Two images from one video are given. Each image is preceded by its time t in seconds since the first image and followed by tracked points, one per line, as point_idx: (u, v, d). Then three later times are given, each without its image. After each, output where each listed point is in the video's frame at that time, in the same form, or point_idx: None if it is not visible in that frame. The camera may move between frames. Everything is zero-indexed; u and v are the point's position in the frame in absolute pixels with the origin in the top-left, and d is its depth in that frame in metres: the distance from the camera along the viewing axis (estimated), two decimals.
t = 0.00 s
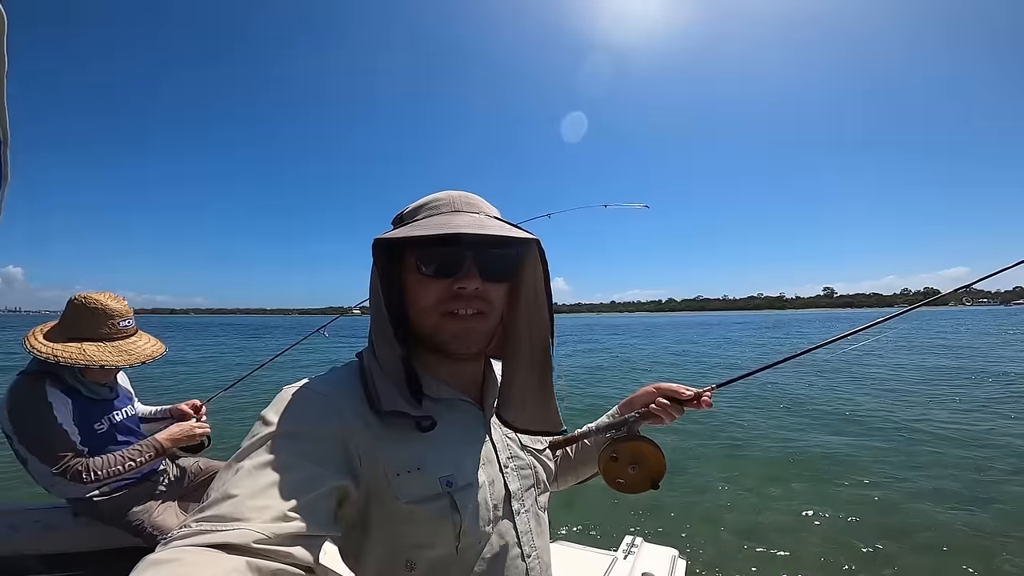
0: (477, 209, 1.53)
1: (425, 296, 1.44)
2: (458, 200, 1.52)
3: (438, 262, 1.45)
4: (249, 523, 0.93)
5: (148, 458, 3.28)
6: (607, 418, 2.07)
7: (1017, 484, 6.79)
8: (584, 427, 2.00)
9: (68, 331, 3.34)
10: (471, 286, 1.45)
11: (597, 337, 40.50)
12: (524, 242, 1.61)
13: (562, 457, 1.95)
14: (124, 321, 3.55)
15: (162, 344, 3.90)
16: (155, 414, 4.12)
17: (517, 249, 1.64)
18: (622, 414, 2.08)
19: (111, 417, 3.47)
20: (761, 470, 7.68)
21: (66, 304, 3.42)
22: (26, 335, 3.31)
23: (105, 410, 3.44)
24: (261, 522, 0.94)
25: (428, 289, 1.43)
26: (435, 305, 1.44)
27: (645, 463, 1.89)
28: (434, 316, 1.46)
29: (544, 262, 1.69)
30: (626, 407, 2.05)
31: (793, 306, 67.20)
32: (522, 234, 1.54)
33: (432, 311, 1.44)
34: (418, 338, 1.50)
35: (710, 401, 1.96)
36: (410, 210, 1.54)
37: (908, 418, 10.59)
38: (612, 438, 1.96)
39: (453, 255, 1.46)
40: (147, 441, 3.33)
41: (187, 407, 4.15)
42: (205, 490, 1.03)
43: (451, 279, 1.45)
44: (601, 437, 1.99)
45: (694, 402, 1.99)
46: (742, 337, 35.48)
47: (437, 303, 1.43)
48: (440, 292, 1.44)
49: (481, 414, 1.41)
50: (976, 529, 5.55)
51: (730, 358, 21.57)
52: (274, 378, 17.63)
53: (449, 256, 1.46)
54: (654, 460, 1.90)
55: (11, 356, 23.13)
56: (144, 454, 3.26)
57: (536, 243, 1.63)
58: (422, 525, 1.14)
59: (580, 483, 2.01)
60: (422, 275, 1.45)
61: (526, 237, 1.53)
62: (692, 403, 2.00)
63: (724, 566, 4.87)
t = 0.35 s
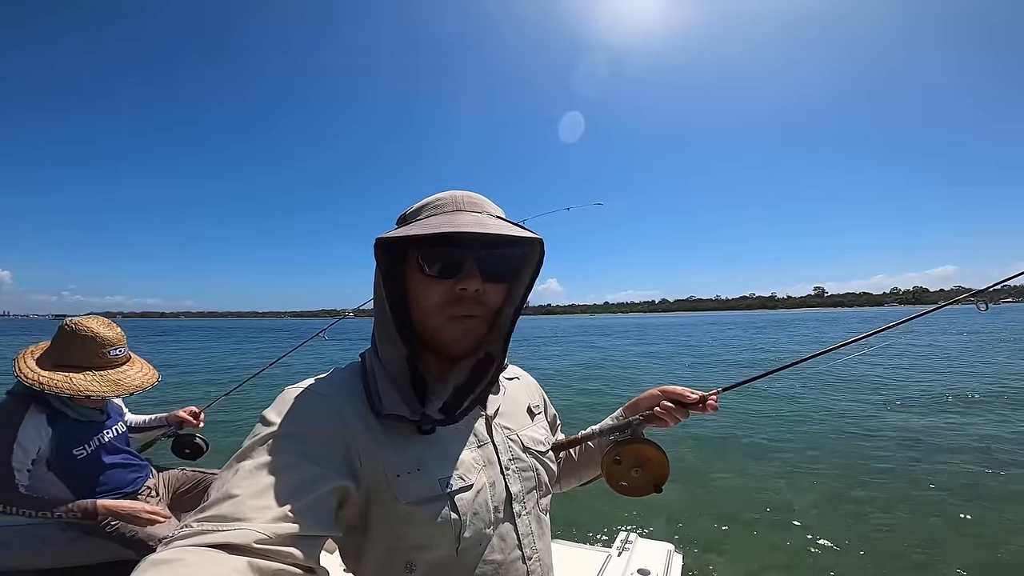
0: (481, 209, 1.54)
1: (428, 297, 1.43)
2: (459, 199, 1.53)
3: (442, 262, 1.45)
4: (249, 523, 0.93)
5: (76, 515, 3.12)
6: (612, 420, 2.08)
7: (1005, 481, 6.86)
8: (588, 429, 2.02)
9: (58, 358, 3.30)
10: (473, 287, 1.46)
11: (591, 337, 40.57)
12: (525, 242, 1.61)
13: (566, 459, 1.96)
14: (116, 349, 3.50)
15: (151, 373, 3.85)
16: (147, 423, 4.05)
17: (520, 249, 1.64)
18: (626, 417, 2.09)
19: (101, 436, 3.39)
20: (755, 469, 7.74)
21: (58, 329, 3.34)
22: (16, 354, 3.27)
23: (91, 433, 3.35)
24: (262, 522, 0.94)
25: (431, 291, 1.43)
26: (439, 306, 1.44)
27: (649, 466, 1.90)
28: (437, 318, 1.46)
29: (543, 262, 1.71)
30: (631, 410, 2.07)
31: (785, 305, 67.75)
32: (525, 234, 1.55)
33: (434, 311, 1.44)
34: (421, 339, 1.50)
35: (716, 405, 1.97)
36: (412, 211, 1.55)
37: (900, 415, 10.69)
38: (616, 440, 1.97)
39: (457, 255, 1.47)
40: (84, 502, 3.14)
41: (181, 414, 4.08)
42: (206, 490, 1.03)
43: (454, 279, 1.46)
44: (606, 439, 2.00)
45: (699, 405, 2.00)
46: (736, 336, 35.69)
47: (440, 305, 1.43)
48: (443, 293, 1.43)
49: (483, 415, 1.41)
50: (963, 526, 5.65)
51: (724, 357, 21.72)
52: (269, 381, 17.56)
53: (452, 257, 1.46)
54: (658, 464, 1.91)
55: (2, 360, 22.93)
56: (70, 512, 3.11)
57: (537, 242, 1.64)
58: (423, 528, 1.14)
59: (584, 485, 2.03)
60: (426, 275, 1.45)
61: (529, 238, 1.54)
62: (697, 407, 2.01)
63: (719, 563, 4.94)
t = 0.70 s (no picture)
0: (490, 207, 1.53)
1: (449, 294, 1.43)
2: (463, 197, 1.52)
3: (461, 260, 1.44)
4: (249, 523, 0.93)
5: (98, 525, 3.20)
6: (612, 420, 2.06)
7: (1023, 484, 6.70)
8: (589, 428, 2.00)
9: (97, 364, 3.42)
10: (494, 285, 1.46)
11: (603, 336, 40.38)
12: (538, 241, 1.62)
13: (566, 459, 1.94)
14: (156, 357, 3.64)
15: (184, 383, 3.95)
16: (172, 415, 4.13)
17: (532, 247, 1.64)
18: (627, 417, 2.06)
19: (116, 439, 3.46)
20: (767, 471, 7.62)
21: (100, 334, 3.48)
22: (50, 355, 3.33)
23: (110, 436, 3.42)
24: (261, 521, 0.94)
25: (452, 287, 1.43)
26: (460, 303, 1.44)
27: (649, 466, 1.88)
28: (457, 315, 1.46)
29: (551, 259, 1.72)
30: (631, 410, 2.04)
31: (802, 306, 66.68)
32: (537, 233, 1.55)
33: (455, 308, 1.44)
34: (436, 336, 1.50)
35: (717, 406, 1.93)
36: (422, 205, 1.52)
37: (915, 416, 10.48)
38: (616, 440, 1.95)
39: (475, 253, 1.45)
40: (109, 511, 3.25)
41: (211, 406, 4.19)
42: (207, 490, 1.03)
43: (472, 277, 1.45)
44: (606, 439, 1.98)
45: (701, 406, 1.97)
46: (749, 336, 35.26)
47: (461, 302, 1.43)
48: (462, 290, 1.43)
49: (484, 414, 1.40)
50: (986, 531, 5.48)
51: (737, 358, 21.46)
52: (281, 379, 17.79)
53: (474, 255, 1.46)
54: (658, 465, 1.88)
55: (27, 356, 23.58)
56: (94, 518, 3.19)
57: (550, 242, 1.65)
58: (424, 525, 1.14)
59: (584, 485, 2.01)
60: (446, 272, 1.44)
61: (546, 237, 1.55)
62: (698, 408, 1.97)
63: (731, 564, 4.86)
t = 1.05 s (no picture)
0: (509, 212, 1.56)
1: (492, 293, 1.43)
2: (488, 198, 1.52)
3: (502, 260, 1.44)
4: (248, 522, 0.93)
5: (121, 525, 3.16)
6: (611, 416, 2.06)
7: None
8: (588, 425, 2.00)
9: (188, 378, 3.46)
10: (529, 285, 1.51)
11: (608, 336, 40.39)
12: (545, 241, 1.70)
13: (566, 455, 1.95)
14: (243, 380, 3.63)
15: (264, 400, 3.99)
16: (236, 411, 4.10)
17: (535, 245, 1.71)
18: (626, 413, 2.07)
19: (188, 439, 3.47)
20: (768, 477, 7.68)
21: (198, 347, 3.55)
22: (147, 359, 3.37)
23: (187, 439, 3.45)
24: (261, 520, 0.94)
25: (495, 288, 1.43)
26: (501, 303, 1.45)
27: (648, 462, 1.88)
28: (493, 314, 1.46)
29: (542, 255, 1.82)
30: (631, 406, 2.04)
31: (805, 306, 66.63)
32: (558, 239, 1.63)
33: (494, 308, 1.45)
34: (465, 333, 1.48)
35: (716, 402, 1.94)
36: (454, 199, 1.45)
37: (920, 426, 10.47)
38: (615, 437, 1.95)
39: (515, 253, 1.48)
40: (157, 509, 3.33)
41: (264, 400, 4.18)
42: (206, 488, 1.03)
43: (513, 276, 1.47)
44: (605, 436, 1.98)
45: (699, 402, 1.97)
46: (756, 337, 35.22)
47: (502, 302, 1.45)
48: (508, 288, 1.45)
49: (483, 413, 1.40)
50: (983, 547, 5.52)
51: (744, 362, 21.50)
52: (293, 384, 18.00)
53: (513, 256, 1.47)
54: (658, 462, 1.88)
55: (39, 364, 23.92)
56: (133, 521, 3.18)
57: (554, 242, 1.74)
58: (425, 523, 1.14)
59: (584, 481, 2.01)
60: (486, 271, 1.43)
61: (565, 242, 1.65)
62: (697, 404, 1.97)
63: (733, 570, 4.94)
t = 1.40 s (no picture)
0: (507, 210, 1.55)
1: (492, 292, 1.42)
2: (487, 196, 1.51)
3: (501, 259, 1.44)
4: (247, 522, 0.94)
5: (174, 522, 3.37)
6: (613, 414, 2.06)
7: None
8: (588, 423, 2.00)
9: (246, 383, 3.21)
10: (529, 285, 1.50)
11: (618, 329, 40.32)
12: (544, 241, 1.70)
13: (566, 453, 1.95)
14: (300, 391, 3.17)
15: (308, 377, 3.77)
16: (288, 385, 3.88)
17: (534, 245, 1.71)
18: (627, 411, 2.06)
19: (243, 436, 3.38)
20: (773, 471, 7.70)
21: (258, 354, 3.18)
22: (215, 361, 3.41)
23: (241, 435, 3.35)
24: (261, 520, 0.95)
25: (494, 287, 1.42)
26: (502, 302, 1.44)
27: (649, 462, 1.88)
28: (492, 313, 1.45)
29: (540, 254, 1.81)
30: (632, 404, 2.03)
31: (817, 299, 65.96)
32: (557, 238, 1.63)
33: (493, 308, 1.44)
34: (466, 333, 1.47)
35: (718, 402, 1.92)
36: (452, 197, 1.44)
37: (931, 421, 10.37)
38: (616, 435, 1.95)
39: (513, 252, 1.47)
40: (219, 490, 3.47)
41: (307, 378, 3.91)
42: (206, 488, 1.04)
43: (512, 275, 1.47)
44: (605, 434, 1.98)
45: (701, 401, 1.96)
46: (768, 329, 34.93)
47: (503, 302, 1.44)
48: (507, 289, 1.44)
49: (483, 413, 1.40)
50: (984, 536, 5.51)
51: (754, 354, 21.42)
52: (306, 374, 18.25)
53: (512, 256, 1.47)
54: (658, 461, 1.88)
55: (61, 355, 24.53)
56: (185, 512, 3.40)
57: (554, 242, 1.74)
58: (421, 523, 1.15)
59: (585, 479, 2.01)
60: (486, 270, 1.43)
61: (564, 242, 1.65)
62: (698, 403, 1.96)
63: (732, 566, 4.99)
